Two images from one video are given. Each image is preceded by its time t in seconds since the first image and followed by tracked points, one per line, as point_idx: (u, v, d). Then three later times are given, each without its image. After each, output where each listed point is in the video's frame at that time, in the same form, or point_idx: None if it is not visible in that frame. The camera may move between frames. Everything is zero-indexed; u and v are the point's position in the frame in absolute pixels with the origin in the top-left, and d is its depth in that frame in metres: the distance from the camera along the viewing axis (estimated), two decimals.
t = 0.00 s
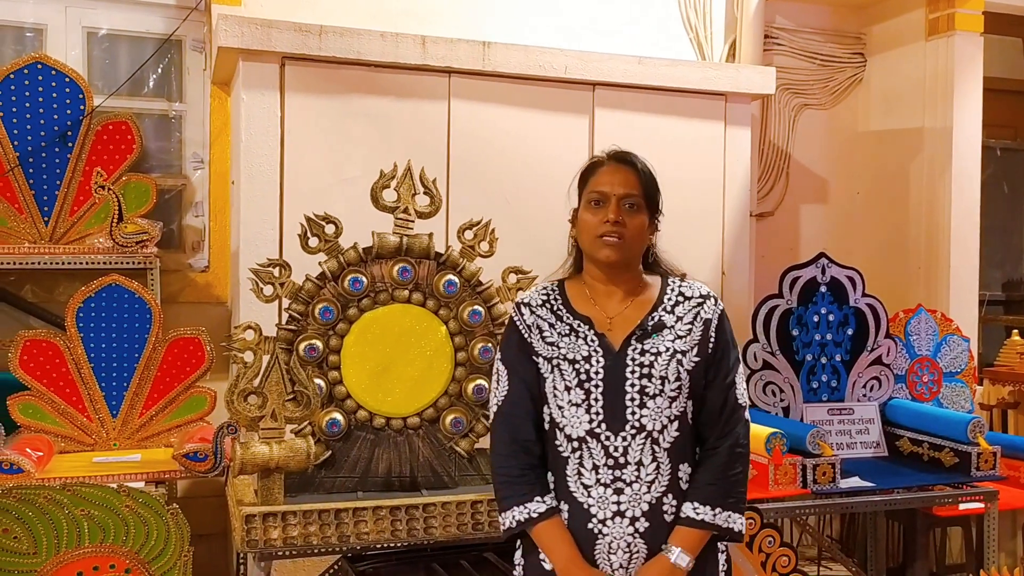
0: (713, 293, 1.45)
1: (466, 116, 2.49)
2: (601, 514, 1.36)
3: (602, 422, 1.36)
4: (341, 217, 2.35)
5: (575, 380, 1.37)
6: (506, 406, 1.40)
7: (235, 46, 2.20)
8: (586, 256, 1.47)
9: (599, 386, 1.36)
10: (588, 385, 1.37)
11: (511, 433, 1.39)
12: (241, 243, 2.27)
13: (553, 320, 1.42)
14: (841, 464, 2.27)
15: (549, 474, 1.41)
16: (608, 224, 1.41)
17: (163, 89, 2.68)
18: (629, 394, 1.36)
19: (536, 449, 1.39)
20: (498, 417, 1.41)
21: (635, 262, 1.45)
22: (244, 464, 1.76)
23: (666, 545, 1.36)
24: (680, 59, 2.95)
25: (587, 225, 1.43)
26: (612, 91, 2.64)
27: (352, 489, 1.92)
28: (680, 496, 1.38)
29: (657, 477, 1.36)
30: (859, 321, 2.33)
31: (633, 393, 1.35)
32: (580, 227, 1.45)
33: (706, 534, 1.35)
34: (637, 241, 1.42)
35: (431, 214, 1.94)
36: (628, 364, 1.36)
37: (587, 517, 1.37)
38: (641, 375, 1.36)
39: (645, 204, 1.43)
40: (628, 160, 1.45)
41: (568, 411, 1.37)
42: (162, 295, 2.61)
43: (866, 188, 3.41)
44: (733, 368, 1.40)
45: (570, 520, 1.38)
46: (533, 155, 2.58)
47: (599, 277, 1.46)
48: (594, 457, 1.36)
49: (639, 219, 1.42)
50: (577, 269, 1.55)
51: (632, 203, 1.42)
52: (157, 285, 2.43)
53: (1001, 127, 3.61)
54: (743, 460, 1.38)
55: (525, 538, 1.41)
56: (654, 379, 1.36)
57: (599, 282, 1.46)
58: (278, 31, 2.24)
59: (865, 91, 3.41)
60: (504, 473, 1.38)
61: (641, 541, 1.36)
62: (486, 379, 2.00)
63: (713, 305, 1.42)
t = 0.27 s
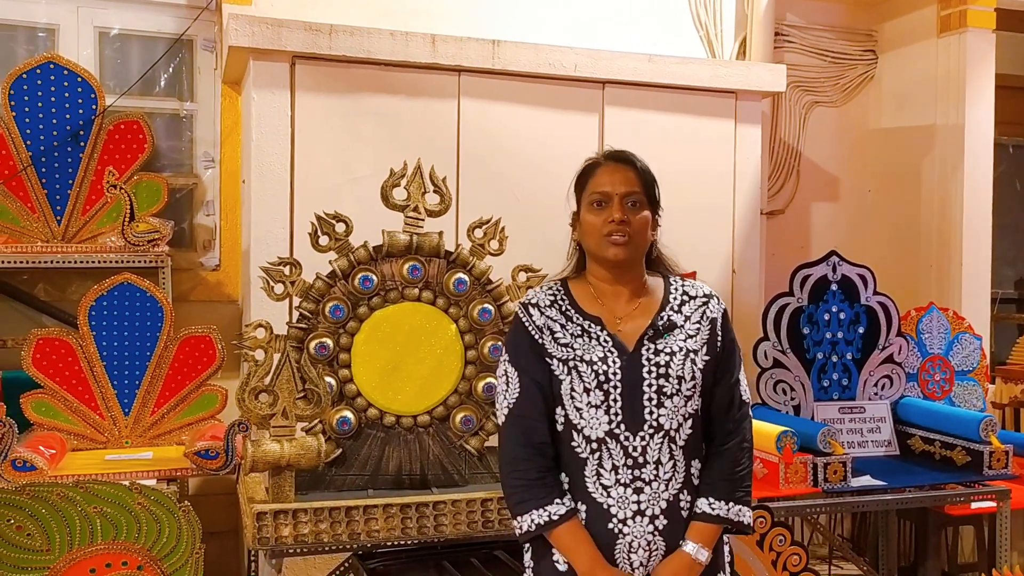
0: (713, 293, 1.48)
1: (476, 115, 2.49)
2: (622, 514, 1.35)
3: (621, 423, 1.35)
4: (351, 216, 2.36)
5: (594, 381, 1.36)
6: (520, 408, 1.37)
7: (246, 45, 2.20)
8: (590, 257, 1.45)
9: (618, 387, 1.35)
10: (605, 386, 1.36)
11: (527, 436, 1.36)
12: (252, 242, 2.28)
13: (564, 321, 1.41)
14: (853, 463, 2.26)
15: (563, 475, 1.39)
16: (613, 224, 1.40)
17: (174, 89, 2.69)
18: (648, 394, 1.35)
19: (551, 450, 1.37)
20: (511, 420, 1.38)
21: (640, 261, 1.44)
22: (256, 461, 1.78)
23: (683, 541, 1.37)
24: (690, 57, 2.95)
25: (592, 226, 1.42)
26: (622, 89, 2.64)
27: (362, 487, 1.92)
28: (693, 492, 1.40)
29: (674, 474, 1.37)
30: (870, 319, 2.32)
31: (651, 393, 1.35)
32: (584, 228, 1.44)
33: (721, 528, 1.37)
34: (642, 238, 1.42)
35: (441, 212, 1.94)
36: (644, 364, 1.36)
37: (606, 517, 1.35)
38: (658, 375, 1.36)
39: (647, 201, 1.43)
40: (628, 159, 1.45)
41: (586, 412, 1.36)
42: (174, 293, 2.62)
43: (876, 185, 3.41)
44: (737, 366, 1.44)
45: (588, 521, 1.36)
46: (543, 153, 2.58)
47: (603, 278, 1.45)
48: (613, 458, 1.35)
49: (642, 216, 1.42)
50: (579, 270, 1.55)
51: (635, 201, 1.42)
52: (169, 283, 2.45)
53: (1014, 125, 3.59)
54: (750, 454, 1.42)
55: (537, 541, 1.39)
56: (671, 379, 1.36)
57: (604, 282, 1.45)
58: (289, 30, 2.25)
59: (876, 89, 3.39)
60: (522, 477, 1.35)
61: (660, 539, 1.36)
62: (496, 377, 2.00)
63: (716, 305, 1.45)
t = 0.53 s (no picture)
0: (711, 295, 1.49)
1: (482, 115, 2.49)
2: (621, 515, 1.35)
3: (620, 425, 1.35)
4: (358, 215, 2.36)
5: (593, 384, 1.36)
6: (519, 410, 1.37)
7: (253, 46, 2.21)
8: (589, 262, 1.45)
9: (618, 390, 1.35)
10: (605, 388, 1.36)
11: (527, 438, 1.36)
12: (260, 242, 2.29)
13: (564, 324, 1.41)
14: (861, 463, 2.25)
15: (562, 476, 1.39)
16: (614, 232, 1.40)
17: (182, 89, 2.70)
18: (647, 397, 1.36)
19: (551, 452, 1.37)
20: (511, 422, 1.38)
21: (639, 266, 1.44)
22: (263, 461, 1.79)
23: (681, 541, 1.38)
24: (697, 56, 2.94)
25: (592, 234, 1.42)
26: (628, 88, 2.64)
27: (369, 487, 1.93)
28: (691, 492, 1.40)
29: (672, 475, 1.38)
30: (878, 319, 2.32)
31: (650, 395, 1.36)
32: (584, 236, 1.43)
33: (718, 529, 1.38)
34: (642, 243, 1.42)
35: (448, 212, 1.94)
36: (643, 366, 1.37)
37: (605, 518, 1.36)
38: (657, 377, 1.36)
39: (646, 207, 1.43)
40: (625, 164, 1.44)
41: (586, 415, 1.36)
42: (182, 293, 2.63)
43: (884, 184, 3.39)
44: (734, 367, 1.44)
45: (586, 522, 1.37)
46: (549, 153, 2.58)
47: (602, 282, 1.44)
48: (612, 460, 1.35)
49: (642, 222, 1.42)
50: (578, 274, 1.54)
51: (634, 208, 1.41)
52: (177, 283, 2.45)
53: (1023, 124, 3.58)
54: (747, 454, 1.43)
55: (535, 541, 1.39)
56: (669, 381, 1.37)
57: (603, 286, 1.44)
58: (296, 31, 2.25)
59: (884, 88, 3.38)
60: (522, 478, 1.35)
61: (658, 540, 1.37)
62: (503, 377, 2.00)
63: (714, 307, 1.45)
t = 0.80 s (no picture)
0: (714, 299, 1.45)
1: (488, 116, 2.50)
2: (610, 516, 1.36)
3: (611, 427, 1.35)
4: (364, 217, 2.37)
5: (584, 386, 1.36)
6: (514, 409, 1.39)
7: (260, 49, 2.22)
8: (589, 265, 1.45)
9: (609, 392, 1.36)
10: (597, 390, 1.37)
11: (520, 437, 1.37)
12: (266, 244, 2.30)
13: (561, 326, 1.42)
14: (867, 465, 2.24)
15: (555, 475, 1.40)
16: (613, 236, 1.39)
17: (189, 91, 2.71)
18: (638, 399, 1.35)
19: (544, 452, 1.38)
20: (506, 421, 1.40)
21: (640, 270, 1.43)
22: (270, 462, 1.79)
23: (671, 545, 1.36)
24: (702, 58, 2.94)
25: (592, 238, 1.41)
26: (634, 90, 2.64)
27: (375, 488, 1.93)
28: (684, 497, 1.38)
29: (663, 479, 1.36)
30: (885, 320, 2.32)
31: (642, 398, 1.35)
32: (585, 240, 1.43)
33: (711, 534, 1.35)
34: (642, 248, 1.41)
35: (453, 214, 1.94)
36: (636, 369, 1.36)
37: (595, 518, 1.36)
38: (649, 381, 1.35)
39: (646, 212, 1.42)
40: (626, 169, 1.44)
41: (577, 416, 1.37)
42: (188, 295, 2.64)
43: (890, 185, 3.39)
44: (734, 372, 1.40)
45: (577, 521, 1.38)
46: (555, 154, 2.58)
47: (602, 286, 1.44)
48: (602, 461, 1.36)
49: (642, 227, 1.41)
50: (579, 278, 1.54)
51: (635, 213, 1.41)
52: (183, 285, 2.46)
53: None
54: (746, 460, 1.39)
55: (529, 538, 1.40)
56: (662, 385, 1.35)
57: (602, 289, 1.44)
58: (302, 33, 2.26)
59: (890, 89, 3.37)
60: (513, 476, 1.37)
61: (648, 542, 1.36)
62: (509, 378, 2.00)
63: (715, 311, 1.42)
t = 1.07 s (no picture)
0: (714, 304, 1.43)
1: (490, 119, 2.50)
2: (595, 517, 1.36)
3: (598, 428, 1.36)
4: (366, 220, 2.37)
5: (573, 386, 1.37)
6: (508, 409, 1.41)
7: (263, 51, 2.22)
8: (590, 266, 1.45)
9: (597, 393, 1.36)
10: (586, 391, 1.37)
11: (513, 436, 1.40)
12: (269, 246, 2.30)
13: (556, 327, 1.43)
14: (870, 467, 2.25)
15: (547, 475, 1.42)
16: (617, 238, 1.40)
17: (191, 94, 2.72)
18: (626, 401, 1.35)
19: (536, 452, 1.40)
20: (501, 420, 1.42)
21: (642, 273, 1.43)
22: (273, 465, 1.79)
23: (658, 549, 1.35)
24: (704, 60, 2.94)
25: (596, 237, 1.42)
26: (636, 92, 2.64)
27: (377, 490, 1.94)
28: (674, 501, 1.37)
29: (651, 482, 1.35)
30: (887, 323, 2.32)
31: (629, 400, 1.35)
32: (588, 239, 1.43)
33: (699, 540, 1.33)
34: (645, 253, 1.42)
35: (456, 216, 1.95)
36: (625, 371, 1.36)
37: (581, 519, 1.37)
38: (637, 383, 1.35)
39: (652, 217, 1.43)
40: (635, 172, 1.44)
41: (566, 416, 1.38)
42: (191, 297, 2.64)
43: (892, 187, 3.39)
44: (729, 378, 1.38)
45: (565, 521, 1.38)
46: (557, 157, 2.58)
47: (603, 288, 1.44)
48: (589, 462, 1.36)
49: (647, 232, 1.42)
50: (581, 279, 1.54)
51: (640, 216, 1.41)
52: (186, 287, 2.47)
53: None
54: (739, 467, 1.36)
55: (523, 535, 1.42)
56: (650, 387, 1.35)
57: (602, 292, 1.44)
58: (305, 36, 2.26)
59: (893, 91, 3.37)
60: (504, 474, 1.39)
61: (634, 545, 1.35)
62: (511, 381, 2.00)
63: (712, 315, 1.40)
